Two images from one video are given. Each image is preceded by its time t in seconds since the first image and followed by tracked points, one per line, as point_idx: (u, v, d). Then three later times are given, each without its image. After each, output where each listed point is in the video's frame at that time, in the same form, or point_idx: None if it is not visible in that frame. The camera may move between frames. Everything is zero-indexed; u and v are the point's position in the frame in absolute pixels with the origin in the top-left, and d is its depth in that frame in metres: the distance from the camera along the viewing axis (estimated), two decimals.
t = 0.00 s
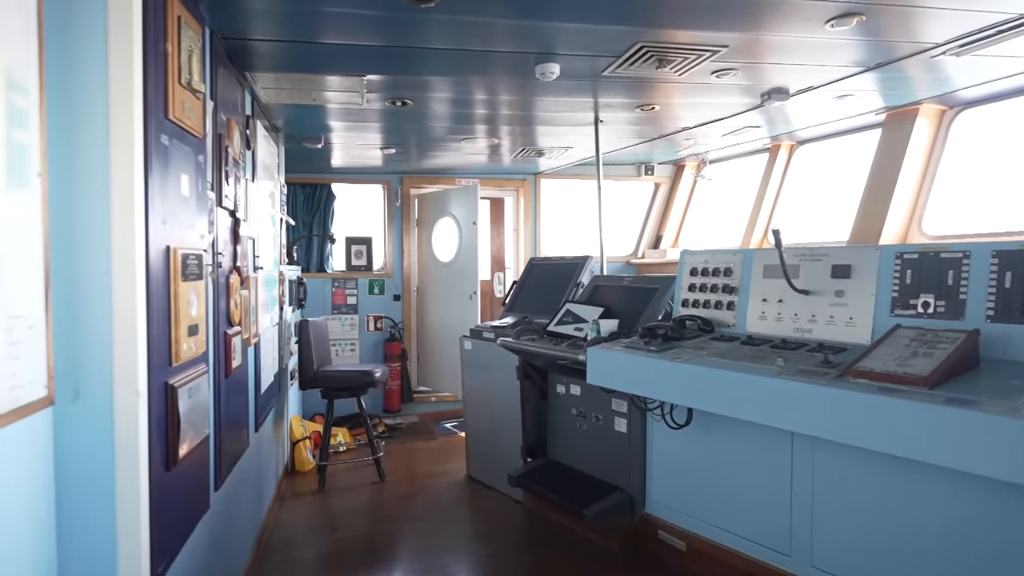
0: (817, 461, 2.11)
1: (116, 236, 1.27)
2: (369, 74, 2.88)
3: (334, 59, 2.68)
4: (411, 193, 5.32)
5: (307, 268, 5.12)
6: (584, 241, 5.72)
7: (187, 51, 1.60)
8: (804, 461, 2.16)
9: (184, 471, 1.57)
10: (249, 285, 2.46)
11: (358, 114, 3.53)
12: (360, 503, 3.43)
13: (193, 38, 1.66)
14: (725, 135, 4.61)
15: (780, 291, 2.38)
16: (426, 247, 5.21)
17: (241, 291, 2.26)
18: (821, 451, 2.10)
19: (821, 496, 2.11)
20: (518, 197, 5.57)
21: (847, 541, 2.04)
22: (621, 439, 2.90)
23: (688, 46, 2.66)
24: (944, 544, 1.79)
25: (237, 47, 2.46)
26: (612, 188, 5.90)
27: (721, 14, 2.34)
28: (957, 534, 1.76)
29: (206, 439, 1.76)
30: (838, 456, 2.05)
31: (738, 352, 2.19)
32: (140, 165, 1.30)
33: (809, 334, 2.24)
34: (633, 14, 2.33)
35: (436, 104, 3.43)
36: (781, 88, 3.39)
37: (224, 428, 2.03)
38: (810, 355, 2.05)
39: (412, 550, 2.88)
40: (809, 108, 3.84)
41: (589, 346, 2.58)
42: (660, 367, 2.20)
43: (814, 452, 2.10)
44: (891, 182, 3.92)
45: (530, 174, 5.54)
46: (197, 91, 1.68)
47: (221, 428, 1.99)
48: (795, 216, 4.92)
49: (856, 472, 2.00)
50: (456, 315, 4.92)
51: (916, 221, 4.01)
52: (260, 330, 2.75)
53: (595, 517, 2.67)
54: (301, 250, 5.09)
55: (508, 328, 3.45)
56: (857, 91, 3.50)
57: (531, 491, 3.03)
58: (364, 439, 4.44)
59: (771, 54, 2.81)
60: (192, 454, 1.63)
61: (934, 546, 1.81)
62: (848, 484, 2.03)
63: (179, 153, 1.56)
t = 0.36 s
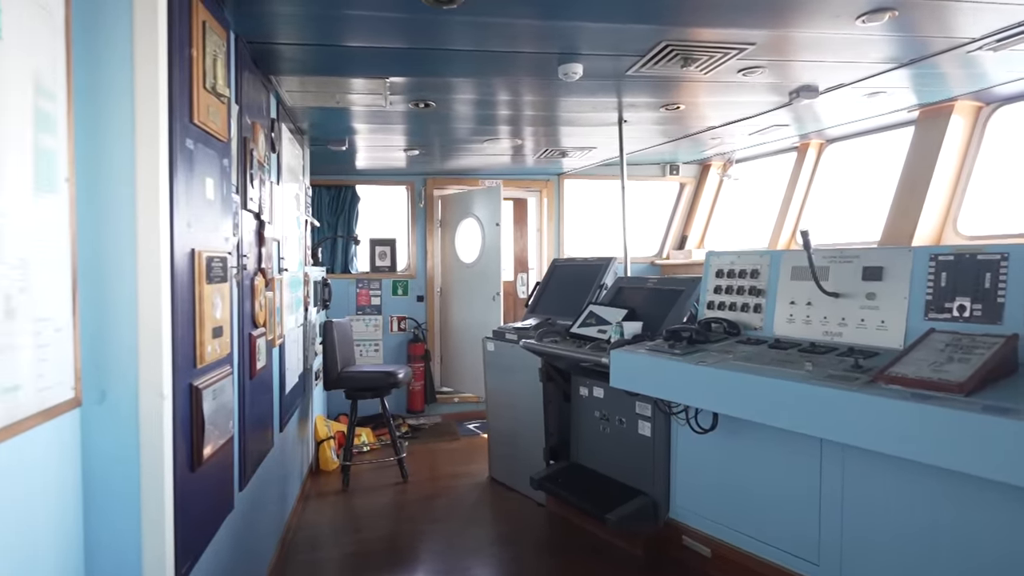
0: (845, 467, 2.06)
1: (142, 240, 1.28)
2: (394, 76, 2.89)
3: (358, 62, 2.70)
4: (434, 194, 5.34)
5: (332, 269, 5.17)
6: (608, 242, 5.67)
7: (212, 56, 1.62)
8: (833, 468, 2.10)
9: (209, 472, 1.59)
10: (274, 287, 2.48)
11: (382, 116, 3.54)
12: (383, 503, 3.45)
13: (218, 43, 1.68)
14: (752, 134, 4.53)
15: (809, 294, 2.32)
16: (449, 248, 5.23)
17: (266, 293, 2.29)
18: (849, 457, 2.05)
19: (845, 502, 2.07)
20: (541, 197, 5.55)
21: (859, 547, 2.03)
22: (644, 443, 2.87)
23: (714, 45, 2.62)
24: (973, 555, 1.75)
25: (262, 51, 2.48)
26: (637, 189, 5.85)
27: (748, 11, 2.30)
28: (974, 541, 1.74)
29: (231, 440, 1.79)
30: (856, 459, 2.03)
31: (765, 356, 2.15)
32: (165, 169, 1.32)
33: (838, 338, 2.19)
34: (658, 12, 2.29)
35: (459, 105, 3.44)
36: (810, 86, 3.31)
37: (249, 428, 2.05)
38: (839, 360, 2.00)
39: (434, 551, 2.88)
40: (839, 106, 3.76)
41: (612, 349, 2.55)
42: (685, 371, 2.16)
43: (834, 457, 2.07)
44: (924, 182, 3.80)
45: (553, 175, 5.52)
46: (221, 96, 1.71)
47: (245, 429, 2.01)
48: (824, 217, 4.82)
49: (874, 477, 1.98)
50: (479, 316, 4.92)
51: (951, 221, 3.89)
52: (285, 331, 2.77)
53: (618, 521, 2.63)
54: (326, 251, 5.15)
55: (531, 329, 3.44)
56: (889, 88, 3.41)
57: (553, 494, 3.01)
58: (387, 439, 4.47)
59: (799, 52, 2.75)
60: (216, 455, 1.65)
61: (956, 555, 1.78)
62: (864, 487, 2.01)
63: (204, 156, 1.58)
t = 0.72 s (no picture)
0: (865, 470, 2.03)
1: (161, 240, 1.30)
2: (411, 76, 2.90)
3: (375, 62, 2.71)
4: (451, 194, 5.35)
5: (349, 269, 5.20)
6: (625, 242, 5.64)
7: (230, 57, 1.64)
8: (855, 472, 2.06)
9: (227, 470, 1.61)
10: (291, 286, 2.50)
11: (399, 116, 3.56)
12: (400, 502, 3.46)
13: (236, 44, 1.69)
14: (771, 133, 4.48)
15: (830, 294, 2.28)
16: (466, 248, 5.23)
17: (283, 293, 2.31)
18: (869, 460, 2.01)
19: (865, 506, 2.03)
20: (558, 197, 5.54)
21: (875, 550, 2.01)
22: (661, 444, 2.84)
23: (732, 42, 2.59)
24: (995, 560, 1.72)
25: (281, 53, 2.50)
26: (654, 188, 5.81)
27: (769, 7, 2.26)
28: (993, 545, 1.71)
29: (249, 438, 1.81)
30: (876, 462, 2.00)
31: (785, 357, 2.11)
32: (184, 170, 1.34)
33: (860, 339, 2.15)
34: (677, 9, 2.27)
35: (476, 105, 3.44)
36: (831, 83, 3.26)
37: (267, 427, 2.07)
38: (862, 361, 1.96)
39: (450, 551, 2.87)
40: (861, 103, 3.69)
41: (629, 349, 2.52)
42: (704, 373, 2.13)
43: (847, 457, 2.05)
44: (949, 180, 3.72)
45: (570, 174, 5.50)
46: (239, 97, 1.72)
47: (263, 428, 2.03)
48: (845, 216, 4.74)
49: (892, 479, 1.95)
50: (496, 316, 4.92)
51: (977, 220, 3.80)
52: (302, 330, 2.79)
53: (635, 523, 2.61)
54: (344, 252, 5.18)
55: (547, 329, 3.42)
56: (913, 85, 3.34)
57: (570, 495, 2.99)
58: (404, 439, 4.48)
59: (820, 48, 2.71)
60: (234, 453, 1.66)
61: (978, 561, 1.75)
62: (882, 490, 1.98)
63: (222, 157, 1.60)
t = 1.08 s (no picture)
0: (878, 472, 2.00)
1: (171, 240, 1.30)
2: (421, 75, 2.90)
3: (384, 62, 2.72)
4: (459, 194, 5.35)
5: (359, 269, 5.21)
6: (635, 242, 5.63)
7: (239, 57, 1.64)
8: (867, 473, 2.04)
9: (236, 468, 1.61)
10: (301, 286, 2.51)
11: (408, 116, 3.56)
12: (409, 502, 3.46)
13: (246, 44, 1.70)
14: (782, 132, 4.44)
15: (842, 294, 2.26)
16: (475, 248, 5.23)
17: (293, 292, 2.32)
18: (882, 461, 1.99)
19: (877, 507, 2.01)
20: (567, 197, 5.53)
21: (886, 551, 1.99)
22: (671, 445, 2.83)
23: (742, 40, 2.57)
24: (1012, 564, 1.69)
25: (291, 53, 2.51)
26: (663, 188, 5.79)
27: (779, 5, 2.25)
28: (1010, 549, 1.69)
29: (258, 436, 1.82)
30: (888, 463, 1.98)
31: (796, 357, 2.09)
32: (194, 169, 1.34)
33: (873, 339, 2.12)
34: (686, 7, 2.26)
35: (485, 105, 3.44)
36: (843, 81, 3.23)
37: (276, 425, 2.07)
38: (874, 362, 1.94)
39: (459, 551, 2.87)
40: (873, 101, 3.66)
41: (638, 349, 2.51)
42: (714, 373, 2.12)
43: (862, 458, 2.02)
44: (963, 178, 3.67)
45: (579, 174, 5.49)
46: (249, 96, 1.73)
47: (273, 426, 2.03)
48: (857, 215, 4.70)
49: (905, 481, 1.93)
50: (505, 316, 4.92)
51: (991, 219, 3.74)
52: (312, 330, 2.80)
53: (644, 523, 2.60)
54: (353, 251, 5.19)
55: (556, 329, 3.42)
56: (926, 83, 3.30)
57: (579, 496, 2.98)
58: (413, 438, 4.49)
59: (832, 46, 2.69)
60: (244, 451, 1.67)
61: (992, 564, 1.73)
62: (895, 492, 1.96)
63: (232, 156, 1.61)
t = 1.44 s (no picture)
0: (881, 473, 2.00)
1: (172, 240, 1.31)
2: (424, 75, 2.90)
3: (387, 62, 2.72)
4: (463, 194, 5.36)
5: (362, 268, 5.22)
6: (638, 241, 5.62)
7: (241, 57, 1.65)
8: (870, 473, 2.03)
9: (239, 467, 1.62)
10: (304, 285, 2.52)
11: (411, 116, 3.57)
12: (412, 501, 3.47)
13: (248, 43, 1.71)
14: (786, 131, 4.43)
15: (845, 293, 2.25)
16: (478, 248, 5.24)
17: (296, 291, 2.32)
18: (885, 461, 1.98)
19: (881, 507, 2.01)
20: (570, 197, 5.53)
21: (889, 551, 1.99)
22: (673, 445, 2.82)
23: (745, 38, 2.57)
24: (1013, 565, 1.69)
25: (294, 52, 2.52)
26: (667, 187, 5.79)
27: (781, 3, 2.24)
28: (1011, 549, 1.68)
29: (261, 435, 1.83)
30: (891, 464, 1.97)
31: (798, 356, 2.09)
32: (196, 169, 1.35)
33: (876, 338, 2.12)
34: (689, 6, 2.25)
35: (488, 104, 3.44)
36: (846, 80, 3.22)
37: (278, 424, 2.08)
38: (876, 361, 1.93)
39: (462, 551, 2.87)
40: (877, 100, 3.64)
41: (641, 349, 2.51)
42: (716, 373, 2.11)
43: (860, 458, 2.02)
44: (968, 177, 3.65)
45: (582, 173, 5.49)
46: (251, 96, 1.74)
47: (275, 425, 2.04)
48: (861, 214, 4.69)
49: (907, 481, 1.92)
50: (507, 315, 4.92)
51: (995, 218, 3.71)
52: (314, 329, 2.80)
53: (647, 523, 2.59)
54: (356, 251, 5.20)
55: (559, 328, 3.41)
56: (930, 81, 3.29)
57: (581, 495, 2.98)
58: (416, 438, 4.50)
59: (835, 44, 2.68)
60: (246, 450, 1.68)
61: (995, 565, 1.72)
62: (898, 493, 1.95)
63: (234, 156, 1.61)
